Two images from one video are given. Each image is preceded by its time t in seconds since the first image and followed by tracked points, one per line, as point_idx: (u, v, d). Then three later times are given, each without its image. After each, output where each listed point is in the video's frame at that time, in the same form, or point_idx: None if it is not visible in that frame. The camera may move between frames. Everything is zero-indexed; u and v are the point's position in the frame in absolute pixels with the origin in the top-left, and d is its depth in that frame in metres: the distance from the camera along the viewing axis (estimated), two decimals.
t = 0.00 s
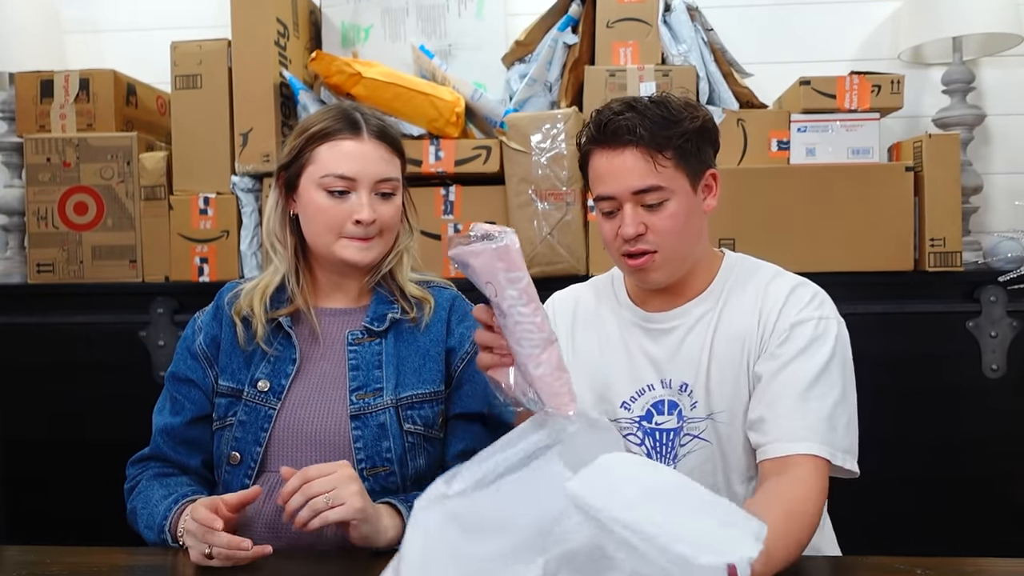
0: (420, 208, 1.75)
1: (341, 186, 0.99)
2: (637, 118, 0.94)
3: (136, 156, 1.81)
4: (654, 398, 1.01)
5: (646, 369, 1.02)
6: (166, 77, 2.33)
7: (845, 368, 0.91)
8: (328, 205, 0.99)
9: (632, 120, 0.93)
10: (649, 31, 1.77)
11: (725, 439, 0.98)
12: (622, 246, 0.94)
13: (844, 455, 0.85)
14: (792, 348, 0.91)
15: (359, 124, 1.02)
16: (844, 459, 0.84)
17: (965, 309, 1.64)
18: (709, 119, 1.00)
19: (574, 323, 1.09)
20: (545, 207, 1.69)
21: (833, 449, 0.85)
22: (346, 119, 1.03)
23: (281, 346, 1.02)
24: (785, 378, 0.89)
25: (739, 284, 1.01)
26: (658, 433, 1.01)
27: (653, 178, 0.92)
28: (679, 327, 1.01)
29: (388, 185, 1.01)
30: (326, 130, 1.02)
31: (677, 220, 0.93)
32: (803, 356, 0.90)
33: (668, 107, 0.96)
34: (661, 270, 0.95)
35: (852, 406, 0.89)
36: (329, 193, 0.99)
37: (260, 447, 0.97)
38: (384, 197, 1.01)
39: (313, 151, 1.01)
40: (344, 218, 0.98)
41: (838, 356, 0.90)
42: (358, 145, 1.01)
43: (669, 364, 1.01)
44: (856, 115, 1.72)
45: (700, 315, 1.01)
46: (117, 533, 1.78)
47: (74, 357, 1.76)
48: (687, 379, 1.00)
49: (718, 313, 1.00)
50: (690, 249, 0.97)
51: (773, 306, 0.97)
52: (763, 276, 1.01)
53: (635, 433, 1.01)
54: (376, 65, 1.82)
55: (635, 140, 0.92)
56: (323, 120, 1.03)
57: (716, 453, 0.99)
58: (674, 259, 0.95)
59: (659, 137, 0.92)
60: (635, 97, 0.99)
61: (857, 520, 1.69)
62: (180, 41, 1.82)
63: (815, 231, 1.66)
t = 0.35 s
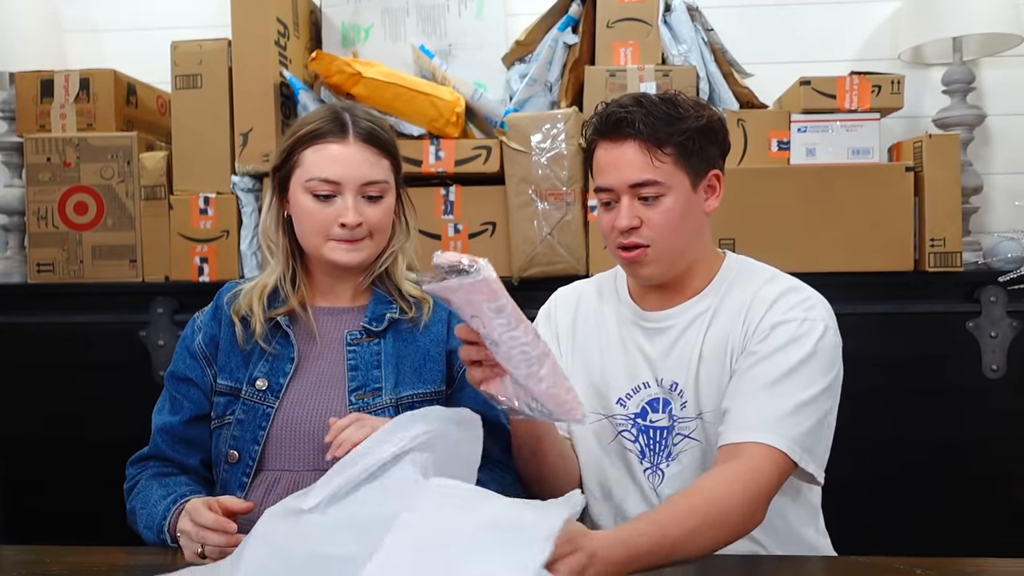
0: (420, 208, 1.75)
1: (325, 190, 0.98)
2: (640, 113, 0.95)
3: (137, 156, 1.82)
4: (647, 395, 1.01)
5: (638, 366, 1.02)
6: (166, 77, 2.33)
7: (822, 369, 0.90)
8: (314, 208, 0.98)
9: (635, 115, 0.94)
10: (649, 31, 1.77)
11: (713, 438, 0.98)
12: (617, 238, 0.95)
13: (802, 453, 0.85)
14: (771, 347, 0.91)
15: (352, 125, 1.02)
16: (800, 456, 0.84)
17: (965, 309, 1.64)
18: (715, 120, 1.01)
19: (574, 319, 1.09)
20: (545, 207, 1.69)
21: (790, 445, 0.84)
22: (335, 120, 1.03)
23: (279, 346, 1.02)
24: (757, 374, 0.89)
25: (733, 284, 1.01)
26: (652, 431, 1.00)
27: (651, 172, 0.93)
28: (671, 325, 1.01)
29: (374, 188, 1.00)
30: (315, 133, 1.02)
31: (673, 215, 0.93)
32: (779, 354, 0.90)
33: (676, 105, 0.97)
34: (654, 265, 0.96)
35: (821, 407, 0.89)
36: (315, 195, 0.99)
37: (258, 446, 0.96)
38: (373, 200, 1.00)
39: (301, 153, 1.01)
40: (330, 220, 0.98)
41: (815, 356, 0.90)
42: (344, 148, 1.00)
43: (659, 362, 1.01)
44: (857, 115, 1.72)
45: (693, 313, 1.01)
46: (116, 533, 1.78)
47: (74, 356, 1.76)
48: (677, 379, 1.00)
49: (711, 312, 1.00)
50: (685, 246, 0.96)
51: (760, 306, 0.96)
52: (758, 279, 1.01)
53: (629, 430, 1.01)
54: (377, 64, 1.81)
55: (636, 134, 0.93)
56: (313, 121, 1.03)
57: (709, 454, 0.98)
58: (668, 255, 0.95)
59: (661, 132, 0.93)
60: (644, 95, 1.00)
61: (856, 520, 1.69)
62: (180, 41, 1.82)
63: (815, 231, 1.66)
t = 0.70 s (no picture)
0: (420, 208, 1.75)
1: (313, 188, 0.98)
2: (636, 110, 0.95)
3: (137, 156, 1.82)
4: (657, 397, 1.00)
5: (647, 368, 1.01)
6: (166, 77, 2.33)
7: (854, 364, 0.92)
8: (303, 206, 0.98)
9: (631, 112, 0.95)
10: (649, 31, 1.77)
11: (727, 437, 0.98)
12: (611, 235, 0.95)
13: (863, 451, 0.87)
14: (799, 349, 0.92)
15: (342, 123, 1.02)
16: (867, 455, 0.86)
17: (966, 309, 1.64)
18: (712, 119, 1.01)
19: (575, 322, 1.08)
20: (545, 207, 1.69)
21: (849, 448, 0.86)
22: (328, 118, 1.03)
23: (279, 344, 1.02)
24: (797, 379, 0.90)
25: (737, 282, 1.01)
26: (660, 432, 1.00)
27: (645, 168, 0.93)
28: (680, 326, 1.00)
29: (361, 186, 1.00)
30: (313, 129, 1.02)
31: (666, 211, 0.93)
32: (811, 356, 0.91)
33: (672, 105, 0.97)
34: (648, 262, 0.95)
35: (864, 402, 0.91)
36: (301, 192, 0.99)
37: (257, 444, 0.96)
38: (359, 198, 1.00)
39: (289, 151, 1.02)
40: (316, 217, 0.98)
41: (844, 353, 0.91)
42: (330, 146, 1.00)
43: (671, 364, 1.00)
44: (856, 115, 1.72)
45: (701, 312, 1.00)
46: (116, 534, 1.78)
47: (73, 356, 1.76)
48: (689, 378, 0.99)
49: (721, 311, 1.00)
50: (682, 243, 0.96)
51: (775, 304, 0.97)
52: (762, 275, 1.01)
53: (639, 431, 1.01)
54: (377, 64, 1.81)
55: (630, 130, 0.94)
56: (304, 120, 1.04)
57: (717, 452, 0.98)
58: (663, 253, 0.95)
59: (656, 129, 0.94)
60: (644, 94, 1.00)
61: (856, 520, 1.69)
62: (180, 41, 1.82)
63: (815, 231, 1.66)
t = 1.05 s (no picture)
0: (420, 208, 1.75)
1: (309, 185, 0.98)
2: (665, 111, 0.95)
3: (136, 156, 1.81)
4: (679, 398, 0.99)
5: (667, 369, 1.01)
6: (166, 77, 2.33)
7: (880, 367, 0.96)
8: (298, 204, 0.98)
9: (661, 113, 0.95)
10: (649, 31, 1.77)
11: (747, 436, 0.98)
12: (641, 234, 0.95)
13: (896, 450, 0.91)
14: (830, 353, 0.95)
15: (338, 122, 1.02)
16: (902, 453, 0.91)
17: (966, 309, 1.64)
18: (732, 121, 1.01)
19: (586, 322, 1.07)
20: (545, 207, 1.68)
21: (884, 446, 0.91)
22: (324, 116, 1.03)
23: (278, 343, 1.02)
24: (834, 382, 0.94)
25: (755, 284, 1.02)
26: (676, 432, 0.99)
27: (677, 168, 0.93)
28: (701, 325, 1.01)
29: (356, 183, 0.99)
30: (309, 127, 1.02)
31: (696, 212, 0.94)
32: (842, 360, 0.95)
33: (697, 105, 0.97)
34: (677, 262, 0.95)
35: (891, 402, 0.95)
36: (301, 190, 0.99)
37: (253, 442, 0.96)
38: (357, 195, 0.99)
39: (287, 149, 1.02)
40: (313, 215, 0.98)
41: (871, 357, 0.96)
42: (326, 143, 1.00)
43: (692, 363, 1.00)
44: (857, 115, 1.72)
45: (721, 313, 1.01)
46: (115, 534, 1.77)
47: (73, 356, 1.76)
48: (710, 376, 0.99)
49: (743, 312, 1.01)
50: (708, 244, 0.97)
51: (799, 308, 0.99)
52: (778, 279, 1.03)
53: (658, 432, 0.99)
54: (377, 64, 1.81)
55: (662, 131, 0.94)
56: (301, 120, 1.03)
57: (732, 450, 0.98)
58: (692, 254, 0.96)
59: (686, 130, 0.94)
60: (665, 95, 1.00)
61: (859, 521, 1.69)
62: (180, 41, 1.81)
63: (816, 230, 1.66)
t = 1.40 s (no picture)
0: (420, 208, 1.75)
1: (339, 187, 0.98)
2: (678, 110, 0.95)
3: (136, 156, 1.81)
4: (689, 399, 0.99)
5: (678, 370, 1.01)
6: (165, 77, 2.33)
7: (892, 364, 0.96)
8: (326, 206, 0.98)
9: (674, 112, 0.95)
10: (649, 31, 1.77)
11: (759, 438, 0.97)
12: (654, 233, 0.95)
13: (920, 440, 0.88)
14: (841, 351, 0.95)
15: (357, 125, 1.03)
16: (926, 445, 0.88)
17: (965, 309, 1.64)
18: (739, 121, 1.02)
19: (592, 325, 1.08)
20: (545, 207, 1.68)
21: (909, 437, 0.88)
22: (340, 118, 1.04)
23: (279, 342, 1.03)
24: (848, 378, 0.93)
25: (763, 285, 1.03)
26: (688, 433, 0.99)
27: (693, 167, 0.93)
28: (708, 325, 1.01)
29: (383, 183, 1.01)
30: (320, 134, 1.02)
31: (712, 211, 0.94)
32: (853, 356, 0.95)
33: (707, 105, 0.98)
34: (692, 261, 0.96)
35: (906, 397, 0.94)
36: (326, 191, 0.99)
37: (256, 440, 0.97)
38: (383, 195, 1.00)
39: (309, 151, 1.01)
40: (343, 215, 0.98)
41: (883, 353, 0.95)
42: (353, 145, 1.00)
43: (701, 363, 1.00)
44: (857, 115, 1.72)
45: (728, 314, 1.01)
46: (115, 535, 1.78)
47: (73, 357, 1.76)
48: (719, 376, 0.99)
49: (751, 314, 1.01)
50: (721, 243, 0.97)
51: (806, 309, 1.00)
52: (785, 281, 1.04)
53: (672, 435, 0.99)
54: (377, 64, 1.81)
55: (677, 130, 0.94)
56: (317, 120, 1.04)
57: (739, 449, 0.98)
58: (705, 252, 0.96)
59: (701, 130, 0.94)
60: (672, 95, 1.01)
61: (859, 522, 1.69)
62: (180, 41, 1.81)
63: (815, 230, 1.66)
